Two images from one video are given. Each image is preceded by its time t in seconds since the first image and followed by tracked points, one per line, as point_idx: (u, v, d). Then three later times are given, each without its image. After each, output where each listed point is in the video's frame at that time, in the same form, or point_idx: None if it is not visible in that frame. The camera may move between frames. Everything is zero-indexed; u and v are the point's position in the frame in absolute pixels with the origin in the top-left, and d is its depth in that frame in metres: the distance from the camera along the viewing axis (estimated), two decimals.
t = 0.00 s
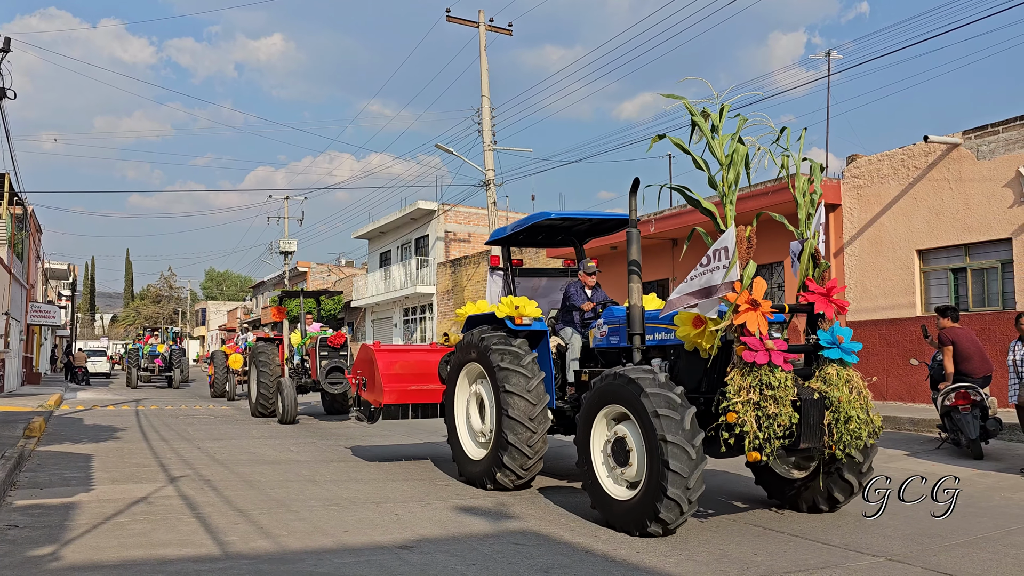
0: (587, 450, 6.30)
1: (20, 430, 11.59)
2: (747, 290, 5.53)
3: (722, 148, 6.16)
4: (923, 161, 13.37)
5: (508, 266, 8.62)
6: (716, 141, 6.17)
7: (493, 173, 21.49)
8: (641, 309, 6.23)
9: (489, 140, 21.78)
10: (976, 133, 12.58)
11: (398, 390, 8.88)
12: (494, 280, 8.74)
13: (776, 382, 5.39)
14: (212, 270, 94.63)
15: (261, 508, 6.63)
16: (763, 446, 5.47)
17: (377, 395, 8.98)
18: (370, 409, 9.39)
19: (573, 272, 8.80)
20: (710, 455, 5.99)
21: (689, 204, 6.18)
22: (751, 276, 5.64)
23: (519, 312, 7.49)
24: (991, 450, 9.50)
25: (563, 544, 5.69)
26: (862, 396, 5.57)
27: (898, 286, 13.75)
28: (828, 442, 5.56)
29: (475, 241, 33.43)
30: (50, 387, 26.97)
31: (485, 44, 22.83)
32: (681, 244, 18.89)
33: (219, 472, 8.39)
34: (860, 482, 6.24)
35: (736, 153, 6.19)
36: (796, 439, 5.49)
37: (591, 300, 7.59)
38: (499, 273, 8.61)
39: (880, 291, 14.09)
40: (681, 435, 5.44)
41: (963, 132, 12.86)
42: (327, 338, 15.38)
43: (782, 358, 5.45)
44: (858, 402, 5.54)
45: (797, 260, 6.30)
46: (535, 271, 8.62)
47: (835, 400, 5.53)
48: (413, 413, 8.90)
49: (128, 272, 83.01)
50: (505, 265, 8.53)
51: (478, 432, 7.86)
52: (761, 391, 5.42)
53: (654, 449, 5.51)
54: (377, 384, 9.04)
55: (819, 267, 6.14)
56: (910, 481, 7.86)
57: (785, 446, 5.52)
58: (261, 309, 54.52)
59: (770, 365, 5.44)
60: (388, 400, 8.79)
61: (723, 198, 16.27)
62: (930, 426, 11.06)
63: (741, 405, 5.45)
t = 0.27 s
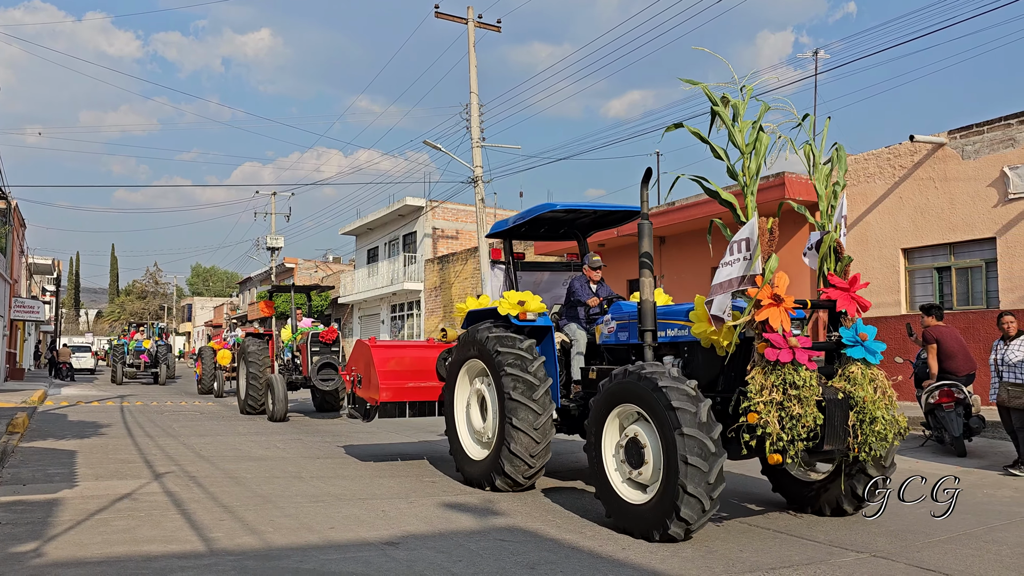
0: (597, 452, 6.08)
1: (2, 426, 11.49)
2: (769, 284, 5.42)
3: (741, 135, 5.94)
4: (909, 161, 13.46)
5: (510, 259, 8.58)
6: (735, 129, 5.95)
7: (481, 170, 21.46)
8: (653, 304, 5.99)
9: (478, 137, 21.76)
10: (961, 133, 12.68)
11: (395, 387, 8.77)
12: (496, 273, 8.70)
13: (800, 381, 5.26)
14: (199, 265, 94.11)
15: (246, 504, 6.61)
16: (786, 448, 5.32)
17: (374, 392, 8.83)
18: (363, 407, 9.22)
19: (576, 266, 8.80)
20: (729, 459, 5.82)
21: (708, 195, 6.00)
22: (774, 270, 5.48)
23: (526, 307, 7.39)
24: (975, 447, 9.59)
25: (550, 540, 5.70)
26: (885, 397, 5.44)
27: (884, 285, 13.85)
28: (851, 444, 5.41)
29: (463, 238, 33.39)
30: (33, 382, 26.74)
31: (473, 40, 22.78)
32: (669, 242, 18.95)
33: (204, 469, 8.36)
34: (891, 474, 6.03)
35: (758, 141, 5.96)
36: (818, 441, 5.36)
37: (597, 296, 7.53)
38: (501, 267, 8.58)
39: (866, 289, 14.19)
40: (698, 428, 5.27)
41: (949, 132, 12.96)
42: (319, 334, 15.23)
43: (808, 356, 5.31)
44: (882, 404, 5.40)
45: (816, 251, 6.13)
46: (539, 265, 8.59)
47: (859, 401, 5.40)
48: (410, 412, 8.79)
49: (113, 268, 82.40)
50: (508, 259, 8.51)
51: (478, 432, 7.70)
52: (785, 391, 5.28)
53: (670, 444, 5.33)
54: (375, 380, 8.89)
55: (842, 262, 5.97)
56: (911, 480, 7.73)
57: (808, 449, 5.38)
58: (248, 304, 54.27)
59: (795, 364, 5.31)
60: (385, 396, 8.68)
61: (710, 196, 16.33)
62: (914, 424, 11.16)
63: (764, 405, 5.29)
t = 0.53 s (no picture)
0: (605, 454, 5.83)
1: None
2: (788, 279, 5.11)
3: (758, 122, 5.53)
4: (887, 161, 13.60)
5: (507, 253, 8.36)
6: (751, 115, 5.54)
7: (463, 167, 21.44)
8: (661, 300, 5.76)
9: (460, 134, 21.73)
10: (939, 134, 12.85)
11: (387, 385, 8.54)
12: (492, 268, 8.56)
13: (822, 381, 4.96)
14: (177, 261, 93.08)
15: (224, 501, 6.59)
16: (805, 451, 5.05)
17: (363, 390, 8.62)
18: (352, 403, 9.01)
19: (574, 262, 8.59)
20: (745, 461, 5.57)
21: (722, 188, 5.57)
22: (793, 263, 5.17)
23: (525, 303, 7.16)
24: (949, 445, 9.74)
25: (529, 537, 5.73)
26: (907, 395, 5.13)
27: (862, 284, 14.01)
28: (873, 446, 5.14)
29: (444, 235, 33.35)
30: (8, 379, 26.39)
31: (456, 37, 22.74)
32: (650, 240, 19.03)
33: (182, 466, 8.31)
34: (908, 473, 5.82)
35: (775, 129, 5.56)
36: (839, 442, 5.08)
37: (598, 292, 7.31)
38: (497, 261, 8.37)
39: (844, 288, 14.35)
40: (711, 421, 5.05)
41: (927, 133, 13.12)
42: (303, 330, 15.13)
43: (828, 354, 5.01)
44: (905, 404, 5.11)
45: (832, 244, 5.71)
46: (536, 259, 8.38)
47: (879, 401, 5.10)
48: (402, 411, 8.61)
49: (90, 263, 81.47)
50: (505, 252, 8.28)
51: (475, 432, 7.49)
52: (804, 390, 4.99)
53: (683, 439, 5.09)
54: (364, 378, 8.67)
55: (861, 256, 5.59)
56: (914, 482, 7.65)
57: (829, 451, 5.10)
58: (227, 301, 53.90)
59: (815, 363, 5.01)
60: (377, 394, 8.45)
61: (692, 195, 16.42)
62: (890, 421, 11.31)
63: (783, 406, 5.01)
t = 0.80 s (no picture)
0: (602, 461, 5.53)
1: None
2: (798, 276, 4.92)
3: (769, 113, 5.26)
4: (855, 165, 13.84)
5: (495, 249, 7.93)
6: (760, 105, 5.27)
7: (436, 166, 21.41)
8: (661, 298, 5.50)
9: (433, 133, 21.69)
10: (905, 139, 13.09)
11: (368, 386, 8.33)
12: (479, 265, 8.10)
13: (836, 382, 4.69)
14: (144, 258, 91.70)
15: (190, 501, 6.52)
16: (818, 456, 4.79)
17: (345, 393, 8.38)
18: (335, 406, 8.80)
19: (563, 259, 8.23)
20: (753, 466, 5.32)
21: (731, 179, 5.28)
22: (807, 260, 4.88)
23: (516, 301, 6.84)
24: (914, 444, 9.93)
25: (499, 537, 5.75)
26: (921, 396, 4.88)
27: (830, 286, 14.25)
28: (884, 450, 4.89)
29: (417, 234, 33.26)
30: None
31: (430, 35, 22.69)
32: (622, 240, 19.14)
33: (147, 465, 8.20)
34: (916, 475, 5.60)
35: (787, 119, 5.26)
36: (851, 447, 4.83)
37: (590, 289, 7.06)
38: (485, 257, 7.98)
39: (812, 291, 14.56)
40: (717, 418, 4.78)
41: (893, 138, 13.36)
42: (279, 329, 14.90)
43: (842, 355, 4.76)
44: (919, 405, 4.85)
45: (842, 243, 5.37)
46: (524, 256, 8.00)
47: (892, 403, 4.85)
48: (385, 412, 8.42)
49: (55, 259, 79.97)
50: (493, 248, 7.84)
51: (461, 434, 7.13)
52: (818, 392, 4.72)
53: (688, 438, 4.81)
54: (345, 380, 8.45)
55: (871, 253, 5.18)
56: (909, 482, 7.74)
57: (842, 456, 4.83)
58: (196, 298, 53.24)
59: (830, 364, 4.75)
60: (359, 395, 8.25)
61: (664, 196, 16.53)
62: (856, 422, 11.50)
63: (794, 408, 4.75)
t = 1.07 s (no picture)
0: (602, 469, 5.26)
1: None
2: (809, 273, 4.67)
3: (772, 103, 5.18)
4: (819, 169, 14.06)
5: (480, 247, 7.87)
6: (763, 95, 5.19)
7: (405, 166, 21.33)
8: (658, 296, 5.35)
9: (402, 133, 21.62)
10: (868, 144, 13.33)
11: (348, 390, 8.34)
12: (465, 264, 8.17)
13: (849, 384, 4.47)
14: (107, 257, 90.08)
15: (153, 504, 6.42)
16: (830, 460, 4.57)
17: (323, 397, 8.37)
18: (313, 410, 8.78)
19: (550, 257, 8.34)
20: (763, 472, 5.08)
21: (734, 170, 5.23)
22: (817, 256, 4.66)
23: (506, 301, 6.73)
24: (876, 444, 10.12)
25: (466, 538, 5.74)
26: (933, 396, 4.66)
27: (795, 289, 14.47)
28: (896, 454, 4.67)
29: (386, 234, 33.11)
30: None
31: (399, 35, 22.61)
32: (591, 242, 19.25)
33: (108, 467, 8.06)
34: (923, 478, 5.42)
35: (790, 111, 5.21)
36: (863, 450, 4.62)
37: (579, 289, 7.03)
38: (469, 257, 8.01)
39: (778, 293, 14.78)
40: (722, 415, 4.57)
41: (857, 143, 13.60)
42: (251, 329, 14.75)
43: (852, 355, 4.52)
44: (930, 407, 4.65)
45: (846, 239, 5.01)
46: (511, 255, 8.01)
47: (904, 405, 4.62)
48: (364, 417, 8.44)
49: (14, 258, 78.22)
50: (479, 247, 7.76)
51: (449, 439, 6.98)
52: (829, 393, 4.50)
53: (693, 437, 4.59)
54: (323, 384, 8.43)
55: (879, 249, 4.89)
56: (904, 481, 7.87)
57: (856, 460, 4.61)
58: (160, 298, 52.45)
59: (838, 365, 4.52)
60: (339, 399, 8.26)
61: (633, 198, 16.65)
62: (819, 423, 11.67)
63: (806, 410, 4.52)
